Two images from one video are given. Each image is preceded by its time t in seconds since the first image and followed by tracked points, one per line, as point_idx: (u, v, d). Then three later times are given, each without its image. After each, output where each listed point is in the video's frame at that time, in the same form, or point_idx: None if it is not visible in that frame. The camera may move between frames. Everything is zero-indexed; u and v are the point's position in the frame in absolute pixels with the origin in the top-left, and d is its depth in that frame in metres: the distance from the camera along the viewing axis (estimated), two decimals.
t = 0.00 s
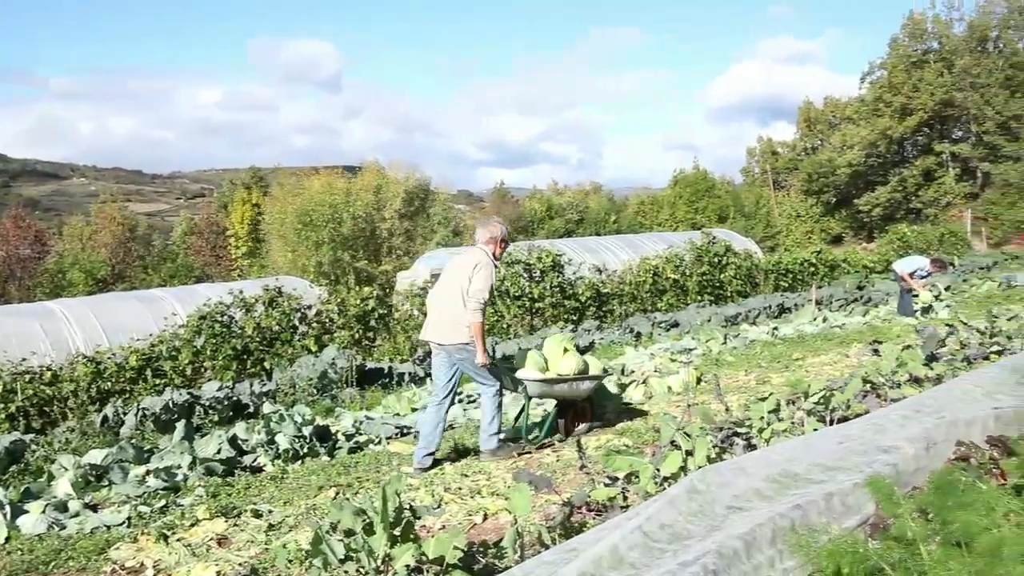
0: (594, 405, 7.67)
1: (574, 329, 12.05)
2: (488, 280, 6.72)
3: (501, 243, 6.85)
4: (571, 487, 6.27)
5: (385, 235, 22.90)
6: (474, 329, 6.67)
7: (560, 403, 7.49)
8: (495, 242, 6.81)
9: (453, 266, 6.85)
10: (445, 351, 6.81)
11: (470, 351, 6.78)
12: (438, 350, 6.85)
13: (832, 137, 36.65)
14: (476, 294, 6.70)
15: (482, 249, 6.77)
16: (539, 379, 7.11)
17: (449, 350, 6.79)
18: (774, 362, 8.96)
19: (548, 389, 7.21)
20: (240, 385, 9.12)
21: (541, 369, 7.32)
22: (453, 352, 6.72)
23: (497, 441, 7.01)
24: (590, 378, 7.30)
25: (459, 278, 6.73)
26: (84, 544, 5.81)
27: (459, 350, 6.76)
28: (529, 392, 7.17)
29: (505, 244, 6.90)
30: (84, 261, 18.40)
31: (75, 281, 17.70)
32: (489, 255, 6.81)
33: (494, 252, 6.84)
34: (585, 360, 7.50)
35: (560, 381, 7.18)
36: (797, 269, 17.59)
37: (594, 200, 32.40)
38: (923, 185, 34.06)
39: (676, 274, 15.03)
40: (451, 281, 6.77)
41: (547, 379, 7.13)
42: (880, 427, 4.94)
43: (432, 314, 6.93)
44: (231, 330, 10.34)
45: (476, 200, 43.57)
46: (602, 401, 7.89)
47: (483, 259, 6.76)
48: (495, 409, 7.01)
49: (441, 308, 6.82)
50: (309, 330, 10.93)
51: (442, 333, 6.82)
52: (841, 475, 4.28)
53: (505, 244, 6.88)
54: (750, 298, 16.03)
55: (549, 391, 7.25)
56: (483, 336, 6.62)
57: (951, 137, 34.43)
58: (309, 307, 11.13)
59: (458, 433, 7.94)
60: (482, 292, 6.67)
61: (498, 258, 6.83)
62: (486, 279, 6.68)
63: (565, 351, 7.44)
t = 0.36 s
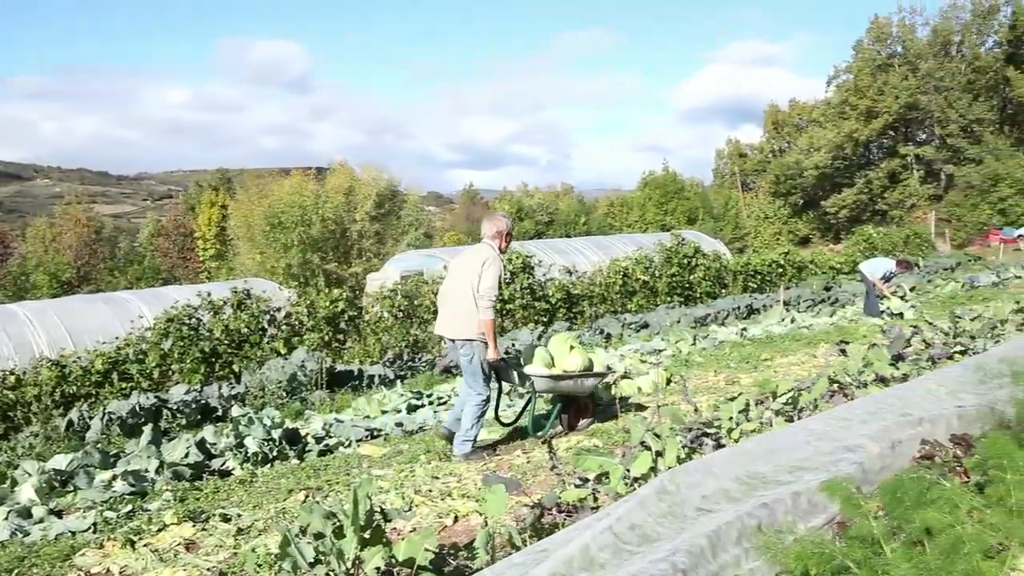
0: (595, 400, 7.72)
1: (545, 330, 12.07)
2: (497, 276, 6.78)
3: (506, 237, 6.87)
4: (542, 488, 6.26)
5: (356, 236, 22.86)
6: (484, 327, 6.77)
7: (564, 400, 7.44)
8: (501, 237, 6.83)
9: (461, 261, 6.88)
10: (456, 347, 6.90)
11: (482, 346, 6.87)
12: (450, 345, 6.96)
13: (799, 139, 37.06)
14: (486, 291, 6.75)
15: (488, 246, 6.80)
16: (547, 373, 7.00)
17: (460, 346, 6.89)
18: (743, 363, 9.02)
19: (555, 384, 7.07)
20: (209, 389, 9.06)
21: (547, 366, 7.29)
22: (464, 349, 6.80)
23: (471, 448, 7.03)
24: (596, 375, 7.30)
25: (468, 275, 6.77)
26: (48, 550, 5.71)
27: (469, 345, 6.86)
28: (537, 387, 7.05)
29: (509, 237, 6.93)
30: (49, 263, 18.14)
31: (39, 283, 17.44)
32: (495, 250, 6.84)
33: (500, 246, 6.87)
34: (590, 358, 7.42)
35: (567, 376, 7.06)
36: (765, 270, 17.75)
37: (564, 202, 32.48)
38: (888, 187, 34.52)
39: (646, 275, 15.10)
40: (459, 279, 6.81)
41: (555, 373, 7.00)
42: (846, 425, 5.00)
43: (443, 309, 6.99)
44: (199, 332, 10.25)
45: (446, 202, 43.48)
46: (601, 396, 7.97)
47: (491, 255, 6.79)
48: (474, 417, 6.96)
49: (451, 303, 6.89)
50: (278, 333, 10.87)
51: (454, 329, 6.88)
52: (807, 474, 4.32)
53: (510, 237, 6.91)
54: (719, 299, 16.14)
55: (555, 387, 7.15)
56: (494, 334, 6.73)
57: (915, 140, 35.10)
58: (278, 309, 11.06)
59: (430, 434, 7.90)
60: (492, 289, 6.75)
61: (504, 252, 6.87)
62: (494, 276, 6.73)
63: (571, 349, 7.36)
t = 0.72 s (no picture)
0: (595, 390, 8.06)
1: (518, 331, 12.08)
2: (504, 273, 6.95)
3: (511, 236, 7.06)
4: (515, 488, 6.26)
5: (328, 236, 22.80)
6: (493, 321, 6.90)
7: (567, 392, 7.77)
8: (507, 236, 7.02)
9: (467, 261, 7.03)
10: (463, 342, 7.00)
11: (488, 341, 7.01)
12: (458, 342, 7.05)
13: (770, 140, 37.37)
14: (493, 288, 6.91)
15: (494, 245, 6.97)
16: (551, 367, 7.33)
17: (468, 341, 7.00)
18: (715, 362, 9.08)
19: (559, 376, 7.43)
20: (179, 391, 8.99)
21: (550, 359, 7.62)
22: (472, 344, 6.92)
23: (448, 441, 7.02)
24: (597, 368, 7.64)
25: (476, 272, 6.91)
26: (14, 556, 5.61)
27: (476, 340, 6.98)
28: (540, 379, 7.38)
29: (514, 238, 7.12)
30: (16, 264, 17.88)
31: (6, 285, 17.16)
32: (500, 249, 7.02)
33: (506, 246, 7.06)
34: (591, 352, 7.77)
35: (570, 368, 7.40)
36: (737, 270, 17.88)
37: (537, 202, 32.55)
38: (858, 188, 34.87)
39: (619, 275, 15.15)
40: (466, 278, 6.96)
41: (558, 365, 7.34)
42: (816, 422, 5.05)
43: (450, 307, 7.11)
44: (170, 334, 10.18)
45: (419, 202, 43.36)
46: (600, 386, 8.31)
47: (497, 253, 6.96)
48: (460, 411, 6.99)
49: (458, 301, 7.01)
50: (250, 334, 10.81)
51: (462, 325, 6.99)
52: (778, 471, 4.36)
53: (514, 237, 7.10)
54: (691, 299, 16.24)
55: (558, 379, 7.49)
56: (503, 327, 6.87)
57: (884, 140, 35.39)
58: (250, 310, 11.00)
59: (402, 435, 7.88)
60: (500, 285, 6.90)
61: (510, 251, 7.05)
62: (501, 273, 6.89)
63: (572, 343, 7.72)
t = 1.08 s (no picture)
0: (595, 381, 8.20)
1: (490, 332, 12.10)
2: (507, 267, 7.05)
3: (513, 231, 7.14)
4: (488, 489, 6.24)
5: (299, 236, 22.74)
6: (498, 313, 7.03)
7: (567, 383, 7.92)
8: (508, 231, 7.10)
9: (472, 255, 7.14)
10: (472, 333, 7.15)
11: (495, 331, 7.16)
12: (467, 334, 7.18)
13: (741, 140, 37.64)
14: (498, 280, 7.03)
15: (497, 239, 7.06)
16: (553, 358, 7.48)
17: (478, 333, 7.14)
18: (687, 362, 9.13)
19: (560, 368, 7.56)
20: (148, 392, 8.90)
21: (552, 351, 7.76)
22: (480, 335, 7.08)
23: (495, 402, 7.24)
24: (597, 361, 7.79)
25: (481, 266, 7.03)
26: None
27: (486, 331, 7.12)
28: (543, 371, 7.51)
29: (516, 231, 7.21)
30: None
31: None
32: (503, 244, 7.11)
33: (509, 241, 7.14)
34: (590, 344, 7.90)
35: (572, 360, 7.54)
36: (708, 270, 18.00)
37: (509, 202, 32.64)
38: (828, 188, 35.22)
39: (591, 275, 15.19)
40: (472, 272, 7.08)
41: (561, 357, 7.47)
42: (784, 420, 5.11)
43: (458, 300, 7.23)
44: (139, 336, 10.08)
45: (392, 202, 43.25)
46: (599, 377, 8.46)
47: (500, 248, 7.06)
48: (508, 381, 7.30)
49: (465, 294, 7.15)
50: (220, 335, 10.73)
51: (470, 316, 7.14)
52: (748, 469, 4.40)
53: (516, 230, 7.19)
54: (662, 299, 16.33)
55: (561, 371, 7.63)
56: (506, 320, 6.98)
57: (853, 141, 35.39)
58: (220, 311, 10.93)
59: (375, 436, 7.85)
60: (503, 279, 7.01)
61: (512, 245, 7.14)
62: (505, 267, 6.99)
63: (573, 335, 7.86)
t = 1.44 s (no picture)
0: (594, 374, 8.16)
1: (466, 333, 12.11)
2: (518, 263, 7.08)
3: (523, 228, 7.18)
4: (464, 491, 6.23)
5: (273, 236, 22.69)
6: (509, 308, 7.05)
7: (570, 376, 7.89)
8: (519, 227, 7.13)
9: (483, 252, 7.16)
10: (484, 329, 7.15)
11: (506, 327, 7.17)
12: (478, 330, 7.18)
13: (716, 142, 37.90)
14: (510, 276, 7.05)
15: (508, 235, 7.09)
16: (556, 352, 7.44)
17: (489, 328, 7.14)
18: (663, 362, 9.16)
19: (564, 363, 7.52)
20: (121, 395, 8.82)
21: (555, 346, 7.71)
22: (493, 329, 7.09)
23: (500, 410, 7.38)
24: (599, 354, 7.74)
25: (492, 262, 7.05)
26: None
27: (498, 327, 7.11)
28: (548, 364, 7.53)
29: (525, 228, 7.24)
30: None
31: None
32: (513, 241, 7.14)
33: (518, 237, 7.17)
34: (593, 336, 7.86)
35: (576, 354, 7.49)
36: (683, 272, 18.10)
37: (485, 202, 32.69)
38: (801, 189, 35.55)
39: (568, 276, 15.23)
40: (484, 269, 7.09)
41: (564, 352, 7.42)
42: (758, 420, 5.14)
43: (467, 298, 7.23)
44: (111, 338, 10.00)
45: (367, 204, 43.19)
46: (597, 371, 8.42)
47: (511, 244, 7.08)
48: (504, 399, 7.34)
49: (476, 290, 7.15)
50: (194, 337, 10.64)
51: (481, 312, 7.14)
52: (721, 469, 4.42)
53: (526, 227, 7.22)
54: (638, 299, 16.40)
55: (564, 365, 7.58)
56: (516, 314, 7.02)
57: (826, 143, 36.22)
58: (194, 313, 10.86)
59: (350, 439, 7.83)
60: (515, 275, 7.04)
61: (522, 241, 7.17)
62: (517, 262, 7.03)
63: (576, 329, 7.79)
